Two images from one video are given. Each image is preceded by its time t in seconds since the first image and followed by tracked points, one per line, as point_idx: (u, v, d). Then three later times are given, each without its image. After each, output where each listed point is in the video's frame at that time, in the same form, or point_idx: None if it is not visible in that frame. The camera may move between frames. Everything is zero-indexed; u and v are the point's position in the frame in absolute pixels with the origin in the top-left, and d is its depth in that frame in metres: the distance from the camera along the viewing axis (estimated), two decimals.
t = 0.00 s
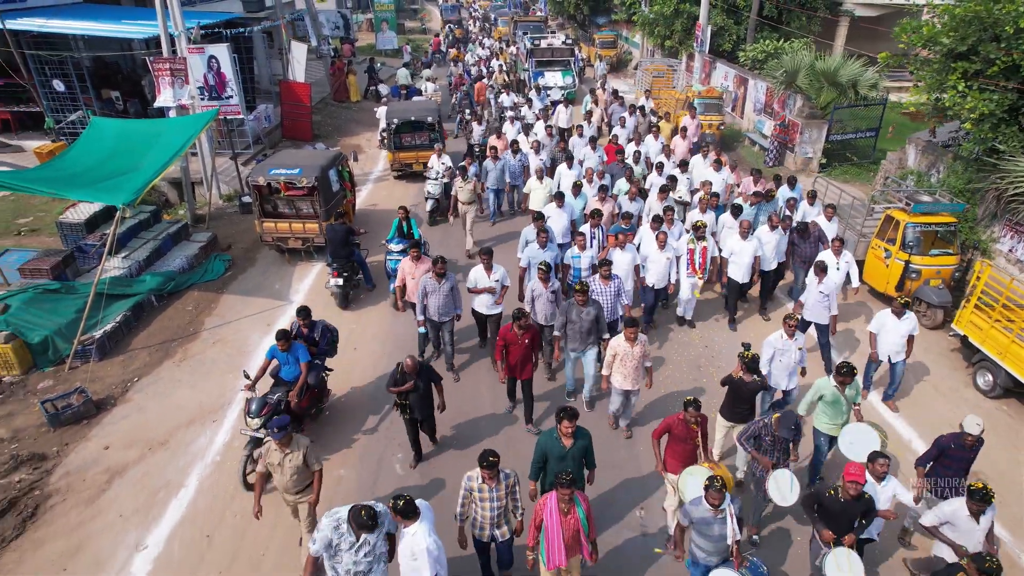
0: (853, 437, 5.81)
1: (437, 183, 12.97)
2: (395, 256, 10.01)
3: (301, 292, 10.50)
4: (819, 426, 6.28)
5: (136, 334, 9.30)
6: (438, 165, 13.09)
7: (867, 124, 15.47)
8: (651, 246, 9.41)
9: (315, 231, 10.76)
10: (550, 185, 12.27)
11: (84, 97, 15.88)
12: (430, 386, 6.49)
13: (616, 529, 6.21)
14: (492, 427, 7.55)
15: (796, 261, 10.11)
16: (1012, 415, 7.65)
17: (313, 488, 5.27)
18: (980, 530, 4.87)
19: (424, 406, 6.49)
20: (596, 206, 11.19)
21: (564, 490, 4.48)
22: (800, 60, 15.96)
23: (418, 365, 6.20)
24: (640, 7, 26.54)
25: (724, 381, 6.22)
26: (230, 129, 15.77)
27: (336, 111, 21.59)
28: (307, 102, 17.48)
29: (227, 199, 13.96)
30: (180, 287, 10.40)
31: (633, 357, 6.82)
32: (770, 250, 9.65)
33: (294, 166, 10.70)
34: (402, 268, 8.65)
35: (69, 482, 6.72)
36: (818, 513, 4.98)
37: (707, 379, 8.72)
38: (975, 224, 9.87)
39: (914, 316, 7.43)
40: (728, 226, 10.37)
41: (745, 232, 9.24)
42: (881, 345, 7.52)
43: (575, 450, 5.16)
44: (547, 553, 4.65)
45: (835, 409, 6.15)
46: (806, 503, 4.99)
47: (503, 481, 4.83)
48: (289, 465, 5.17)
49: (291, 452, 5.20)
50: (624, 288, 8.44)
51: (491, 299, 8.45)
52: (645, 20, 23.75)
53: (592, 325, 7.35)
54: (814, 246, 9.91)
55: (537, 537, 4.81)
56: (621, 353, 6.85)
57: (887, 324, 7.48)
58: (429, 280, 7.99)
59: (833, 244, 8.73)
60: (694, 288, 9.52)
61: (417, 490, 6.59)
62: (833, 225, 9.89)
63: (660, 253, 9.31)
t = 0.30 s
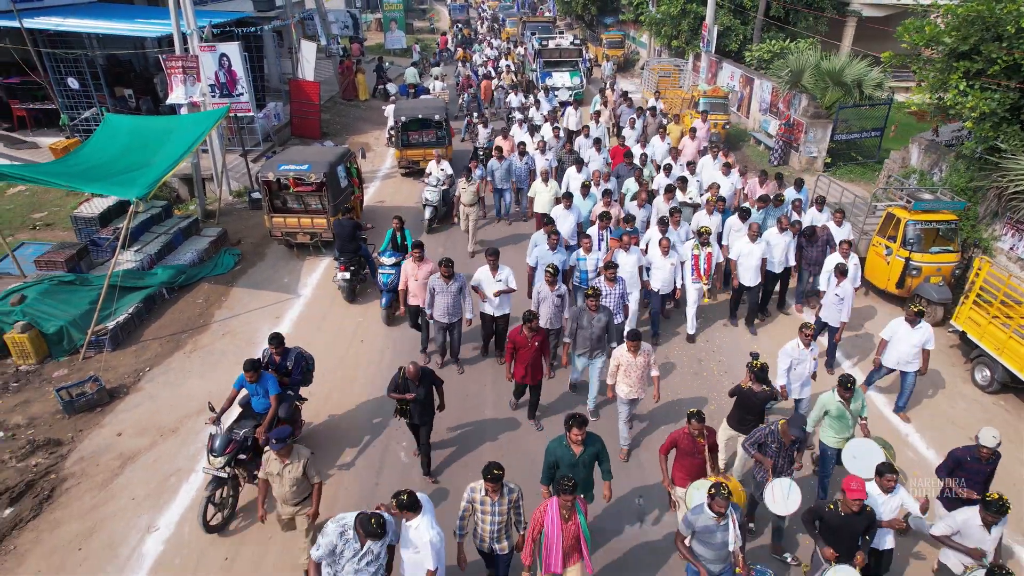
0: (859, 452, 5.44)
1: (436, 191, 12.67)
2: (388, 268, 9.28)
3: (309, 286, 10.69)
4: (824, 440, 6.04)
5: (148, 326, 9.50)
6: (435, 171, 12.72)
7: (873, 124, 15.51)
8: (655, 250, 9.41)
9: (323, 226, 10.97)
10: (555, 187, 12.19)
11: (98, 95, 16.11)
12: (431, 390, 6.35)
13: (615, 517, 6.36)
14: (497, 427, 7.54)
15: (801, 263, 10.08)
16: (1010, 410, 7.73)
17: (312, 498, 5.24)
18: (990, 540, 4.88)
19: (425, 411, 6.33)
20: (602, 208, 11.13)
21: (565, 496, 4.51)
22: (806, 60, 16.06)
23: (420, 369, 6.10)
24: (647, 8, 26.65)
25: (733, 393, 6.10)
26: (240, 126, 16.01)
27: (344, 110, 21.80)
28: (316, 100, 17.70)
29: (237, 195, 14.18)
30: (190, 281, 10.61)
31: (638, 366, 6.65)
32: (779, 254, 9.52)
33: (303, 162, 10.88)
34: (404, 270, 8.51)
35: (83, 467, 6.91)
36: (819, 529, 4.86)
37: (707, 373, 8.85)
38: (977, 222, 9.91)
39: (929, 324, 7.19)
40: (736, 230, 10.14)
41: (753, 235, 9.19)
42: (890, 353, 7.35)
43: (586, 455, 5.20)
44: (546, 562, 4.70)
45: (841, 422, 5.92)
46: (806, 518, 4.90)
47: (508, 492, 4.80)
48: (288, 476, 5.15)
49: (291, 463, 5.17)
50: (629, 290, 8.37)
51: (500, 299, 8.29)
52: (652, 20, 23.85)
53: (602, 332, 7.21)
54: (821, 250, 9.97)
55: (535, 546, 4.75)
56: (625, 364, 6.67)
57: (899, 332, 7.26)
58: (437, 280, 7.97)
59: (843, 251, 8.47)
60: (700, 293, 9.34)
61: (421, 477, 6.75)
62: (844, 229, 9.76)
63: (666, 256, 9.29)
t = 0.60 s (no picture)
0: (864, 455, 5.40)
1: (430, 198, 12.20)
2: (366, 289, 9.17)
3: (312, 280, 10.86)
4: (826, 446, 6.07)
5: (153, 319, 9.67)
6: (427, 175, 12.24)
7: (870, 123, 15.62)
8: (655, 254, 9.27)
9: (326, 221, 11.11)
10: (557, 190, 12.05)
11: (103, 93, 16.30)
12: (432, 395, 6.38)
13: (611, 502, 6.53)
14: (494, 427, 7.56)
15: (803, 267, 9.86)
16: (999, 401, 7.87)
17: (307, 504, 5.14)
18: (999, 554, 4.80)
19: (423, 416, 6.35)
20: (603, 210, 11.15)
21: (568, 507, 4.37)
22: (804, 59, 16.20)
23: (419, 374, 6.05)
24: (648, 7, 26.80)
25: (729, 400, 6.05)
26: (244, 124, 16.20)
27: (347, 108, 21.99)
28: (319, 98, 17.87)
29: (240, 192, 14.35)
30: (194, 275, 10.78)
31: (634, 369, 6.56)
32: (781, 258, 9.39)
33: (306, 158, 11.04)
34: (400, 270, 8.23)
35: (91, 453, 7.08)
36: (816, 534, 4.82)
37: (702, 365, 9.00)
38: (970, 218, 10.03)
39: (932, 326, 7.21)
40: (739, 234, 9.95)
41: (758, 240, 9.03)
42: (893, 356, 7.29)
43: (588, 470, 5.11)
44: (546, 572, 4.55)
45: (839, 426, 5.95)
46: (802, 524, 4.84)
47: (508, 501, 4.69)
48: (281, 483, 5.00)
49: (282, 471, 5.01)
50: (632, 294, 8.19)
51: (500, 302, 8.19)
52: (652, 20, 23.99)
53: (604, 335, 7.01)
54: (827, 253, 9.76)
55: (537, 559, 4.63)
56: (621, 365, 6.60)
57: (903, 333, 7.26)
58: (435, 285, 7.77)
59: (847, 256, 8.29)
60: (698, 295, 9.40)
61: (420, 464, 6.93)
62: (848, 232, 9.63)
63: (663, 259, 9.22)
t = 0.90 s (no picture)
0: (860, 465, 5.24)
1: (423, 208, 11.85)
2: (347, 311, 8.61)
3: (314, 275, 11.05)
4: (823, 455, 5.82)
5: (157, 313, 9.85)
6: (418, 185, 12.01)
7: (866, 122, 15.77)
8: (657, 259, 9.16)
9: (327, 218, 11.30)
10: (558, 193, 12.07)
11: (107, 92, 16.49)
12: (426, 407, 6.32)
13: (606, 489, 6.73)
14: (493, 419, 7.76)
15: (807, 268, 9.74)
16: (986, 393, 8.04)
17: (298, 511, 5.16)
18: (1010, 562, 4.56)
19: (419, 423, 6.32)
20: (602, 211, 11.20)
21: (567, 517, 4.18)
22: (800, 58, 16.39)
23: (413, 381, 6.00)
24: (646, 7, 26.98)
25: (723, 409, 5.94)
26: (246, 122, 16.40)
27: (348, 107, 22.18)
28: (320, 97, 18.04)
29: (243, 189, 14.53)
30: (197, 270, 10.97)
31: (635, 377, 6.50)
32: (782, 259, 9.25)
33: (307, 155, 11.22)
34: (392, 274, 8.30)
35: (99, 442, 7.26)
36: (819, 546, 4.72)
37: (696, 359, 9.19)
38: (961, 215, 10.20)
39: (925, 330, 7.12)
40: (738, 236, 10.15)
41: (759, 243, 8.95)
42: (887, 362, 7.23)
43: (591, 480, 4.96)
44: None
45: (844, 435, 5.77)
46: (807, 535, 4.76)
47: (502, 513, 4.53)
48: (269, 492, 5.03)
49: (270, 480, 5.04)
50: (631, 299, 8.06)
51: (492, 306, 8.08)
52: (651, 20, 24.18)
53: (600, 341, 6.94)
54: (830, 255, 9.61)
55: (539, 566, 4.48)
56: (623, 373, 6.53)
57: (896, 340, 7.17)
58: (430, 287, 7.86)
59: (846, 262, 8.21)
60: (698, 298, 9.36)
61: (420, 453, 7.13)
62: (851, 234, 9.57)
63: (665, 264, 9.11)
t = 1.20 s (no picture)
0: (861, 477, 5.20)
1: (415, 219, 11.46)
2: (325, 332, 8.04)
3: (315, 270, 11.23)
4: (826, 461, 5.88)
5: (162, 307, 10.03)
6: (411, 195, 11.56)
7: (861, 120, 15.94)
8: (659, 260, 9.13)
9: (329, 214, 11.46)
10: (557, 196, 12.08)
11: (110, 91, 16.67)
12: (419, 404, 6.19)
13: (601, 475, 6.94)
14: (492, 409, 7.97)
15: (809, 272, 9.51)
16: (974, 383, 8.22)
17: (290, 519, 5.05)
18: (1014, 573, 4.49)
19: (413, 428, 6.23)
20: (604, 213, 11.13)
21: (561, 529, 4.09)
22: (796, 57, 16.56)
23: (405, 382, 5.95)
24: (645, 7, 27.17)
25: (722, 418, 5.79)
26: (249, 121, 16.59)
27: (348, 106, 22.36)
28: (321, 96, 18.20)
29: (245, 187, 14.72)
30: (201, 265, 11.14)
31: (639, 379, 6.43)
32: (782, 262, 9.18)
33: (309, 152, 11.41)
34: (389, 275, 8.27)
35: (106, 431, 7.44)
36: (819, 553, 4.65)
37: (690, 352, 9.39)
38: (952, 211, 10.37)
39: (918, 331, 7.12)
40: (738, 238, 10.18)
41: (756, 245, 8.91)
42: (888, 364, 7.13)
43: (599, 490, 4.86)
44: None
45: (842, 440, 5.82)
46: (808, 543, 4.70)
47: (495, 523, 4.41)
48: (263, 500, 4.92)
49: (265, 488, 4.93)
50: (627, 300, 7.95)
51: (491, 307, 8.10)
52: (649, 20, 24.38)
53: (597, 342, 6.87)
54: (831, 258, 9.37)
55: None
56: (625, 375, 6.47)
57: (894, 342, 7.09)
58: (430, 289, 7.76)
59: (840, 266, 8.12)
60: (699, 301, 9.41)
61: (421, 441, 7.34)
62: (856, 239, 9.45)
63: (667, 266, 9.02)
